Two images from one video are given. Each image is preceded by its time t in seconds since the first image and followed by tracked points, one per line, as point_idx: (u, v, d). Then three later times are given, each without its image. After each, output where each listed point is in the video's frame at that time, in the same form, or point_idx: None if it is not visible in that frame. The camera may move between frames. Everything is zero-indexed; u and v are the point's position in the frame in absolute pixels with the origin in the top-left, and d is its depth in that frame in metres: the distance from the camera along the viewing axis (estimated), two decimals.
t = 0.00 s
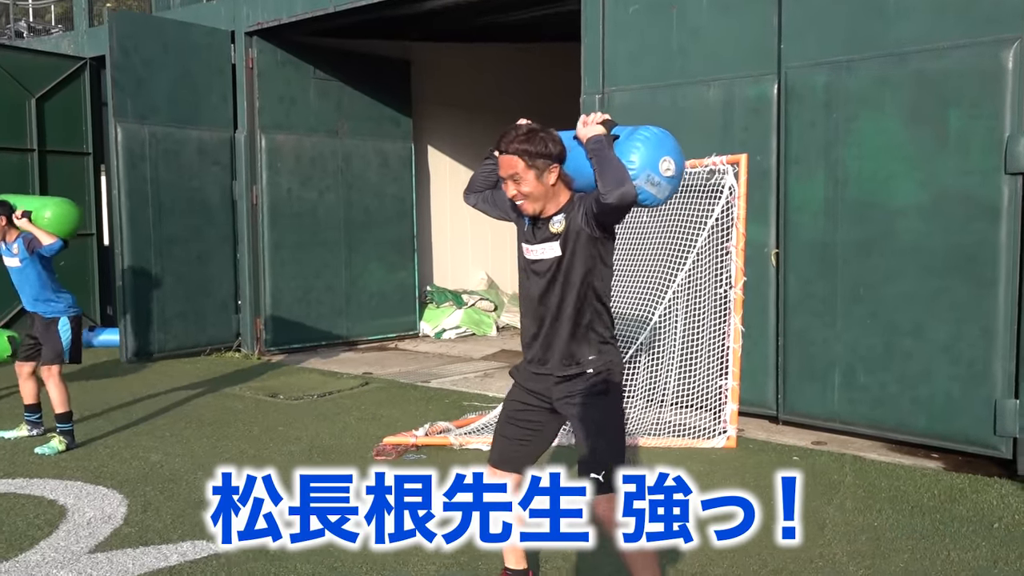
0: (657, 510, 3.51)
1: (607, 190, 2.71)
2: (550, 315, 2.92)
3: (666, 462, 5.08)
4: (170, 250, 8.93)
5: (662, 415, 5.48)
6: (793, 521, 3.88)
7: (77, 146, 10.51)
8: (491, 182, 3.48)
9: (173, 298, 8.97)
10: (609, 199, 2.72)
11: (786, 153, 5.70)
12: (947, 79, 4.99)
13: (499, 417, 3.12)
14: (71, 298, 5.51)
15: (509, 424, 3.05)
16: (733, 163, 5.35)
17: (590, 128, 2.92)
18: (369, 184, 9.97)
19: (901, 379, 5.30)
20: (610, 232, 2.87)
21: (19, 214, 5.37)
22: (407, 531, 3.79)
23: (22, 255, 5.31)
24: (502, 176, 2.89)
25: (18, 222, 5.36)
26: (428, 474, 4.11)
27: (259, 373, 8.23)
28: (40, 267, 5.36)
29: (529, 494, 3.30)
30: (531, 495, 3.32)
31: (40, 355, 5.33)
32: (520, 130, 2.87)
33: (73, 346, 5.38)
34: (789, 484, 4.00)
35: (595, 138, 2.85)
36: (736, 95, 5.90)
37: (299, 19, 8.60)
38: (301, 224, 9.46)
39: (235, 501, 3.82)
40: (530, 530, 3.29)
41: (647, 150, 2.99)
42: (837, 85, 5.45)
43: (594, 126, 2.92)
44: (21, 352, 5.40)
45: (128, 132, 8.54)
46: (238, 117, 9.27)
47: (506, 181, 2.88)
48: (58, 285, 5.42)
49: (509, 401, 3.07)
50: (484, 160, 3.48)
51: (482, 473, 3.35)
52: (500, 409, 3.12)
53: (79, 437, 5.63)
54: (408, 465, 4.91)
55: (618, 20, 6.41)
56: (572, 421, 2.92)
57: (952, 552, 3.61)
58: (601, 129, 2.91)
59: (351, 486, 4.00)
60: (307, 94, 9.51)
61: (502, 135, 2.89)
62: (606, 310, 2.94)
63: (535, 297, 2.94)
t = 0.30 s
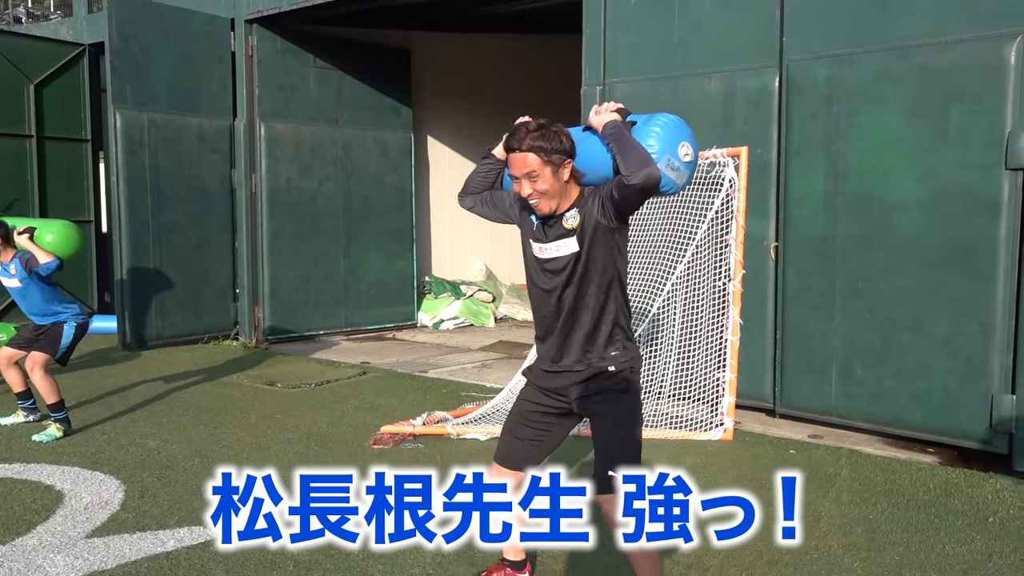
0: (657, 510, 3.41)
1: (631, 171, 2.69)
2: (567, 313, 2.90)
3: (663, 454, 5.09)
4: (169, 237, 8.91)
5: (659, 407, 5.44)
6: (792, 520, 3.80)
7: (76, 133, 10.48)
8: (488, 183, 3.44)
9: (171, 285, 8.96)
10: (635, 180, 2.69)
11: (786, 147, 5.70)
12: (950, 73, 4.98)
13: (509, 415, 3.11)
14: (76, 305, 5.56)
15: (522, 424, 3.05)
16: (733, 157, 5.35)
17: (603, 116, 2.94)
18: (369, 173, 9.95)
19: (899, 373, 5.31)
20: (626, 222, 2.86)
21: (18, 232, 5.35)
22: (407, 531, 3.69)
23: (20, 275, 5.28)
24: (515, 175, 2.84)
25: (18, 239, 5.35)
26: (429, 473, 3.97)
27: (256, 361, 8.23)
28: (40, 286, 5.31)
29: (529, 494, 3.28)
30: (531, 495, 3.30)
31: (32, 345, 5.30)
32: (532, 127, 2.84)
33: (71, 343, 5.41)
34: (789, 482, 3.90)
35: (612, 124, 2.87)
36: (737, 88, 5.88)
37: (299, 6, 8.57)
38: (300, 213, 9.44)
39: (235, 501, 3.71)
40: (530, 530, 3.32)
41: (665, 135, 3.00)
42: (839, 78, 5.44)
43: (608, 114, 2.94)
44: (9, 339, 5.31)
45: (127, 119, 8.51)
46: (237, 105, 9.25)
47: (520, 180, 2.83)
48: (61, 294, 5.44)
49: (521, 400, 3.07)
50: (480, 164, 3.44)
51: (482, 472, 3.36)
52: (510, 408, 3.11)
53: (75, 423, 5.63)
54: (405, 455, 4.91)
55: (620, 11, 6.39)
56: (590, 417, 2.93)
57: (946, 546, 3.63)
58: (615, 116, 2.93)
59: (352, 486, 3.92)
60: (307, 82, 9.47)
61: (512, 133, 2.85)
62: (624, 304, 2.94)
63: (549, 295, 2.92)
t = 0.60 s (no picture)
0: (657, 510, 3.40)
1: (623, 160, 2.68)
2: (557, 298, 2.90)
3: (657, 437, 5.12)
4: (162, 222, 8.88)
5: (652, 392, 5.51)
6: (793, 521, 3.64)
7: (67, 117, 10.42)
8: (474, 168, 3.41)
9: (164, 270, 8.94)
10: (626, 169, 2.68)
11: (780, 132, 5.70)
12: (944, 58, 4.99)
13: (498, 395, 3.12)
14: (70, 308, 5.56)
15: (510, 404, 3.05)
16: (727, 141, 5.39)
17: (591, 103, 2.90)
18: (363, 158, 9.92)
19: (891, 357, 5.34)
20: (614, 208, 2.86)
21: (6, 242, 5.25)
22: (406, 531, 3.54)
23: (8, 287, 5.23)
24: (504, 174, 2.81)
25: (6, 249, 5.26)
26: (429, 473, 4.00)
27: (250, 346, 8.22)
28: (29, 295, 5.27)
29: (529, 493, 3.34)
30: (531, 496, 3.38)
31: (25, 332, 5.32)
32: (509, 123, 2.79)
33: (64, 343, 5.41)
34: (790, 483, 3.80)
35: (601, 112, 2.82)
36: (732, 73, 5.88)
37: None
38: (294, 198, 9.41)
39: (235, 501, 3.56)
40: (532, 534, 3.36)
41: (652, 121, 2.95)
42: (833, 63, 5.44)
43: (595, 101, 2.90)
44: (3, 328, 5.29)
45: (119, 103, 8.47)
46: (230, 89, 9.20)
47: (510, 178, 2.81)
48: (52, 298, 5.43)
49: (511, 380, 3.08)
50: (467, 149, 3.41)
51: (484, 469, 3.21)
52: (500, 388, 3.12)
53: (69, 407, 5.62)
54: (399, 438, 4.93)
55: None
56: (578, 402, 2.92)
57: (937, 526, 3.66)
58: (603, 103, 2.89)
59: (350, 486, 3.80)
60: (301, 66, 9.42)
61: (491, 135, 2.80)
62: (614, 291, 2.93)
63: (538, 279, 2.92)
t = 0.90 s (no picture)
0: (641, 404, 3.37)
1: (600, 149, 2.66)
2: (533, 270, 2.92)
3: (654, 413, 5.12)
4: (156, 203, 8.85)
5: (648, 369, 5.51)
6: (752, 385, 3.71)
7: (60, 98, 10.35)
8: (461, 135, 3.41)
9: (159, 251, 8.92)
10: (604, 158, 2.68)
11: (776, 108, 5.69)
12: (940, 33, 4.97)
13: (481, 367, 3.14)
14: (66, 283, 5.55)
15: (493, 374, 3.07)
16: (723, 118, 5.36)
17: (570, 83, 2.81)
18: (357, 138, 9.87)
19: (886, 332, 5.36)
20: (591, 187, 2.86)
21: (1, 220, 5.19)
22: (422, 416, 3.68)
23: (4, 265, 5.26)
24: (487, 142, 2.80)
25: None
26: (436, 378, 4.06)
27: (246, 326, 8.22)
28: (23, 274, 5.27)
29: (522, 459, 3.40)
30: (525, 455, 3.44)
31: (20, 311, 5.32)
32: (495, 91, 2.77)
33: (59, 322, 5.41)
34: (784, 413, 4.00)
35: (579, 95, 2.75)
36: (728, 49, 5.86)
37: None
38: (289, 178, 9.37)
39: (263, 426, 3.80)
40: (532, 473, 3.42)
41: (632, 105, 2.86)
42: (829, 38, 5.41)
43: (576, 81, 2.81)
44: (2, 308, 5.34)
45: (112, 82, 8.42)
46: (223, 68, 9.14)
47: (493, 147, 2.81)
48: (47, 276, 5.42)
49: (494, 351, 3.10)
50: (454, 115, 3.41)
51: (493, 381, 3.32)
52: (483, 359, 3.14)
53: (67, 387, 5.63)
54: (397, 416, 4.95)
55: None
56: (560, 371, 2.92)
57: (931, 498, 3.70)
58: (582, 84, 2.80)
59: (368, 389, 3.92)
60: (294, 45, 9.35)
61: (477, 101, 2.78)
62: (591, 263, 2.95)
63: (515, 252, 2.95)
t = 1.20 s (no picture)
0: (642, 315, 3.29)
1: (610, 113, 2.67)
2: (544, 256, 2.92)
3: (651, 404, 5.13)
4: (151, 198, 8.82)
5: (645, 359, 5.51)
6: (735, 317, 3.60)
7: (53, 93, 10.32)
8: (460, 137, 3.41)
9: (154, 246, 8.90)
10: (614, 122, 2.67)
11: (771, 98, 5.69)
12: (934, 22, 4.97)
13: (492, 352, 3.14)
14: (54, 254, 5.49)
15: (504, 359, 3.08)
16: (719, 107, 5.39)
17: (573, 61, 2.87)
18: (352, 132, 9.85)
19: (881, 322, 5.37)
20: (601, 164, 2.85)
21: None
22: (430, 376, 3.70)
23: None
24: (488, 121, 2.81)
25: None
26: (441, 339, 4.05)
27: (242, 321, 8.21)
28: (14, 231, 5.27)
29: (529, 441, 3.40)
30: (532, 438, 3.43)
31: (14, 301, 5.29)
32: (500, 70, 2.78)
33: (50, 298, 5.36)
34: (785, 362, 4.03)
35: (584, 67, 2.81)
36: (722, 39, 5.85)
37: None
38: (283, 172, 9.34)
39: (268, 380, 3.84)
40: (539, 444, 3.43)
41: (637, 75, 2.89)
42: (823, 28, 5.41)
43: (578, 58, 2.87)
44: None
45: (105, 77, 8.39)
46: (216, 62, 9.10)
47: (494, 127, 2.80)
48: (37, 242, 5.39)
49: (505, 337, 3.10)
50: (453, 116, 3.41)
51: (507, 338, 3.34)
52: (495, 346, 3.14)
53: (63, 381, 5.62)
54: (393, 408, 4.95)
55: None
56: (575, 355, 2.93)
57: (927, 486, 3.71)
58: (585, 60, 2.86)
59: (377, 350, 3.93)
60: (288, 39, 9.32)
61: (481, 79, 2.80)
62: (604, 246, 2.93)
63: (524, 239, 2.94)
